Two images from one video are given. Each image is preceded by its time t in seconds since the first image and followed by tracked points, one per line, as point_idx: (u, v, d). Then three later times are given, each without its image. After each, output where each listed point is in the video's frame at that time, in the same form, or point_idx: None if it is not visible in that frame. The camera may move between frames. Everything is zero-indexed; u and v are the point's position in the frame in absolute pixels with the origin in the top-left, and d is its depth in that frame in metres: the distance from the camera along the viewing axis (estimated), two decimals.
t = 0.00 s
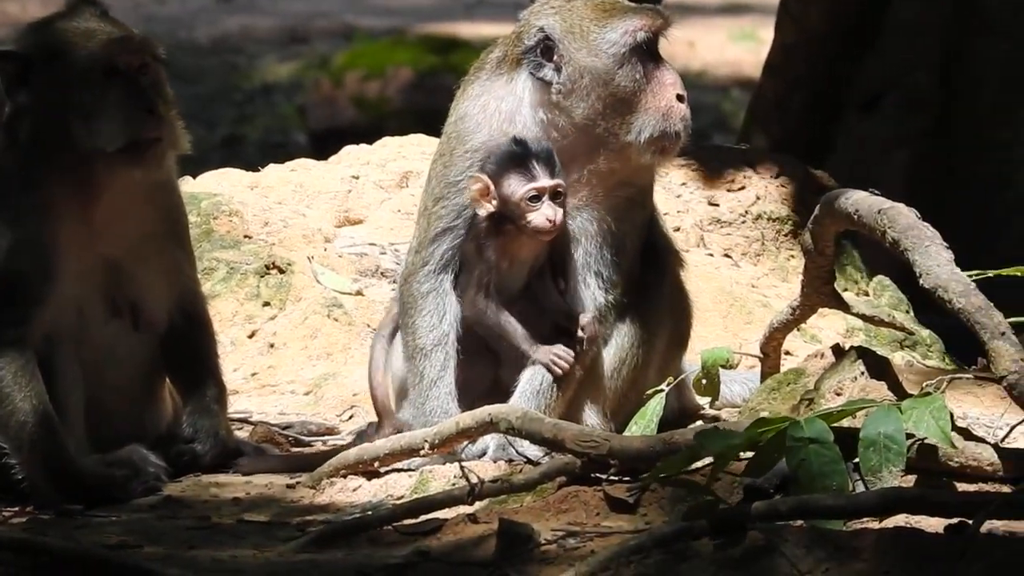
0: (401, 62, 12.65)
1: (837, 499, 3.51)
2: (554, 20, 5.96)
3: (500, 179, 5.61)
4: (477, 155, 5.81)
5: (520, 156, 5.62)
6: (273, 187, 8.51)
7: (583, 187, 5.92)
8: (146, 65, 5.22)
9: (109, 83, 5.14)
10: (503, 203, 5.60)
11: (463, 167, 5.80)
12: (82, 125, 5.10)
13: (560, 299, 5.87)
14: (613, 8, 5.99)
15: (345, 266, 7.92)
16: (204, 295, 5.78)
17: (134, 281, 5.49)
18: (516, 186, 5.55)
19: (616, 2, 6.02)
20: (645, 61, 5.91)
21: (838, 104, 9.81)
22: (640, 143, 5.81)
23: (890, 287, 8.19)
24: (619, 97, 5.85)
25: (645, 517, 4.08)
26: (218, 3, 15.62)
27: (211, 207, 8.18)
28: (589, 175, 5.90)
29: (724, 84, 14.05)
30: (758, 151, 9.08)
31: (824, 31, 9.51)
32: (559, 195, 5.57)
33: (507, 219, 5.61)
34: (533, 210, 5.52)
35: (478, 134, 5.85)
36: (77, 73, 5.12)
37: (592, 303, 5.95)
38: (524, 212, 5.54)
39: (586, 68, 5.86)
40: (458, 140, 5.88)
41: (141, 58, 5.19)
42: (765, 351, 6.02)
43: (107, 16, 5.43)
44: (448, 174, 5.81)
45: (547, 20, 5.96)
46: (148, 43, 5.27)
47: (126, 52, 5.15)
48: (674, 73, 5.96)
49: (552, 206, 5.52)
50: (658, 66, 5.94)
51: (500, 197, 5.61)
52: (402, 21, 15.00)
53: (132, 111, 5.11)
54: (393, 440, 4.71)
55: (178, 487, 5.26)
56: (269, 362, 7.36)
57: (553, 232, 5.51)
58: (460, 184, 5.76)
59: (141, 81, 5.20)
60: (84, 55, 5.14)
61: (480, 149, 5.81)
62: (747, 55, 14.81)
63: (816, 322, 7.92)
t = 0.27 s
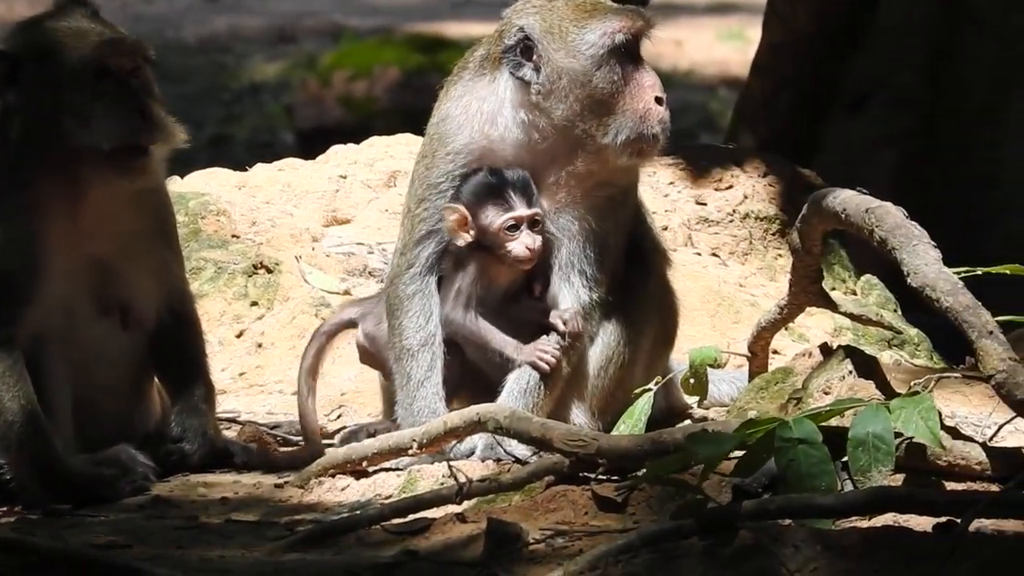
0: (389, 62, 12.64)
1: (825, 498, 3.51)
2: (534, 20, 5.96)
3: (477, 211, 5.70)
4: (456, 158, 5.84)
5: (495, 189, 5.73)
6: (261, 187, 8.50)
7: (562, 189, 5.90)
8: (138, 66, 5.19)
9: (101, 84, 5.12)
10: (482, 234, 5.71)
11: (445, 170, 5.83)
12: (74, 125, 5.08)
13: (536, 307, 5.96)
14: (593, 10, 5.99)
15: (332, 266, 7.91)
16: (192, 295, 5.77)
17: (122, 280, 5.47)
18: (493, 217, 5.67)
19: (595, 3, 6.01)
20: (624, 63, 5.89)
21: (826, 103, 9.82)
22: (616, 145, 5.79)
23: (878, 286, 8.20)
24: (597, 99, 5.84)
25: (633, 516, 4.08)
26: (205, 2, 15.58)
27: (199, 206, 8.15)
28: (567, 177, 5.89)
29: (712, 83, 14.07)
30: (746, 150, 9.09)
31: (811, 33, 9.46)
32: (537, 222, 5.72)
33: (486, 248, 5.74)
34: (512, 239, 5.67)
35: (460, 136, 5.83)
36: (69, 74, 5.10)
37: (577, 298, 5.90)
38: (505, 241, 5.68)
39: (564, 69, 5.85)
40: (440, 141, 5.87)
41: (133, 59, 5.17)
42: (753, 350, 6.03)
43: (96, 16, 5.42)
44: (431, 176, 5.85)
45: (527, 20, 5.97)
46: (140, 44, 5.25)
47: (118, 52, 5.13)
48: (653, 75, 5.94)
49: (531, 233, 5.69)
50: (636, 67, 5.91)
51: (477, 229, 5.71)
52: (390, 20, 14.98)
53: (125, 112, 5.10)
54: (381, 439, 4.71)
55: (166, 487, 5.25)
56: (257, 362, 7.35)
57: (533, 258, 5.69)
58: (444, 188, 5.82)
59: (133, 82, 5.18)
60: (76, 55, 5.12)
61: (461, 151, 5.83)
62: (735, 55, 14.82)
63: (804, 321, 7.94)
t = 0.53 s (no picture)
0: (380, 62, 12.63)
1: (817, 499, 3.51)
2: (499, 17, 5.99)
3: (458, 227, 5.74)
4: (439, 163, 5.83)
5: (478, 204, 5.80)
6: (251, 188, 8.50)
7: (532, 195, 5.84)
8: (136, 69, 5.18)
9: (99, 86, 5.09)
10: (464, 248, 5.73)
11: (429, 175, 5.84)
12: (72, 127, 5.06)
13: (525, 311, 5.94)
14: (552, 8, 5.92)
15: (324, 267, 7.90)
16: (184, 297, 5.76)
17: (115, 281, 5.47)
18: (474, 231, 5.69)
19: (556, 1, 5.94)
20: (576, 64, 5.80)
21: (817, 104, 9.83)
22: (559, 150, 5.65)
23: (869, 287, 8.21)
24: (547, 102, 5.75)
25: (624, 517, 4.07)
26: (195, 3, 15.56)
27: (189, 207, 8.14)
28: (534, 182, 5.82)
29: (702, 84, 14.08)
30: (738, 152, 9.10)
31: (802, 32, 9.45)
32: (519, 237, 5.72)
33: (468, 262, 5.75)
34: (494, 253, 5.67)
35: (440, 141, 5.83)
36: (67, 75, 5.08)
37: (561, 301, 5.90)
38: (486, 254, 5.68)
39: (515, 71, 5.82)
40: (421, 144, 5.90)
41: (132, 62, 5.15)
42: (744, 351, 6.03)
43: (91, 17, 5.41)
44: (414, 180, 5.87)
45: (493, 17, 6.02)
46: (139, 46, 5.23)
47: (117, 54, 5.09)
48: (610, 74, 5.78)
49: (514, 246, 5.68)
50: (591, 67, 5.79)
51: (458, 243, 5.74)
52: (380, 21, 14.98)
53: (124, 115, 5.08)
54: (371, 441, 4.69)
55: (157, 488, 5.23)
56: (248, 363, 7.34)
57: (516, 270, 5.67)
58: (428, 193, 5.84)
59: (132, 85, 5.16)
60: (74, 58, 5.09)
61: (444, 157, 5.82)
62: (725, 55, 14.83)
63: (794, 322, 7.96)
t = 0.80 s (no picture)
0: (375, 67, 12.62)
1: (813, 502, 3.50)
2: (479, 22, 6.01)
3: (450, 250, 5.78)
4: (427, 172, 5.86)
5: (468, 223, 5.82)
6: (247, 193, 8.50)
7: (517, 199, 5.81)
8: (128, 72, 5.18)
9: (89, 89, 5.09)
10: (459, 269, 5.80)
11: (418, 184, 5.86)
12: (64, 132, 5.06)
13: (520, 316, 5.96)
14: (526, 12, 5.90)
15: (319, 271, 7.89)
16: (179, 301, 5.74)
17: (111, 284, 5.47)
18: (468, 252, 5.73)
19: (532, 4, 5.91)
20: (546, 68, 5.75)
21: (812, 108, 9.84)
22: (531, 155, 5.58)
23: (864, 290, 8.21)
24: (520, 106, 5.72)
25: (620, 520, 4.07)
26: (191, 8, 15.56)
27: (185, 212, 8.15)
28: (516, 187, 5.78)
29: (698, 88, 14.09)
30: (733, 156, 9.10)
31: (797, 34, 9.43)
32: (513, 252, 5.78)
33: (464, 279, 5.83)
34: (490, 271, 5.75)
35: (429, 149, 5.85)
36: (59, 79, 5.07)
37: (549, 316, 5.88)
38: (483, 273, 5.76)
39: (491, 76, 5.82)
40: (412, 153, 5.93)
41: (124, 65, 5.14)
42: (739, 354, 6.03)
43: (84, 21, 5.40)
44: (404, 189, 5.91)
45: (472, 23, 6.03)
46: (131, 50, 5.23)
47: (108, 58, 5.10)
48: (582, 77, 5.71)
49: (509, 263, 5.76)
50: (562, 70, 5.73)
51: (451, 264, 5.81)
52: (376, 25, 14.98)
53: (116, 119, 5.08)
54: (367, 445, 4.69)
55: (153, 492, 5.21)
56: (244, 367, 7.32)
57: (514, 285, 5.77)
58: (422, 202, 5.88)
59: (123, 88, 5.15)
60: (65, 60, 5.08)
61: (432, 165, 5.84)
62: (721, 59, 14.83)
63: (790, 325, 7.98)
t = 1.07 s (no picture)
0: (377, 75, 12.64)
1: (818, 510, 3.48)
2: (475, 30, 6.01)
3: (451, 277, 5.79)
4: (429, 182, 5.83)
5: (466, 246, 5.81)
6: (249, 201, 8.50)
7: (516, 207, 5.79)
8: (129, 82, 5.19)
9: (90, 99, 5.10)
10: (462, 292, 5.80)
11: (421, 194, 5.84)
12: (65, 141, 5.07)
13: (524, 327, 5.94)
14: (519, 20, 5.89)
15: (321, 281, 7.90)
16: (180, 310, 5.74)
17: (113, 294, 5.47)
18: (470, 276, 5.73)
19: (527, 12, 5.90)
20: (536, 76, 5.74)
21: (813, 117, 9.84)
22: (520, 162, 5.58)
23: (867, 299, 8.20)
24: (510, 114, 5.71)
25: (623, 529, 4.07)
26: (193, 17, 15.58)
27: (187, 220, 8.15)
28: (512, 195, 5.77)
29: (700, 96, 14.10)
30: (735, 163, 9.10)
31: (799, 39, 9.44)
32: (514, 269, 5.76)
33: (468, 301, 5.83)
34: (493, 291, 5.72)
35: (430, 158, 5.85)
36: (60, 89, 5.08)
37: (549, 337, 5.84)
38: (486, 294, 5.74)
39: (484, 83, 5.83)
40: (413, 163, 5.93)
41: (125, 75, 5.16)
42: (742, 362, 6.02)
43: (86, 31, 5.41)
44: (405, 199, 5.91)
45: (468, 31, 6.03)
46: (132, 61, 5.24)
47: (110, 68, 5.12)
48: (573, 84, 5.69)
49: (511, 281, 5.73)
50: (551, 77, 5.71)
51: (454, 289, 5.82)
52: (378, 34, 14.99)
53: (115, 129, 5.09)
54: (369, 453, 4.68)
55: (156, 501, 5.21)
56: (246, 376, 7.32)
57: (519, 304, 5.74)
58: (424, 211, 5.85)
59: (124, 98, 5.17)
60: (66, 71, 5.10)
61: (432, 174, 5.82)
62: (724, 67, 14.84)
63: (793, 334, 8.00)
